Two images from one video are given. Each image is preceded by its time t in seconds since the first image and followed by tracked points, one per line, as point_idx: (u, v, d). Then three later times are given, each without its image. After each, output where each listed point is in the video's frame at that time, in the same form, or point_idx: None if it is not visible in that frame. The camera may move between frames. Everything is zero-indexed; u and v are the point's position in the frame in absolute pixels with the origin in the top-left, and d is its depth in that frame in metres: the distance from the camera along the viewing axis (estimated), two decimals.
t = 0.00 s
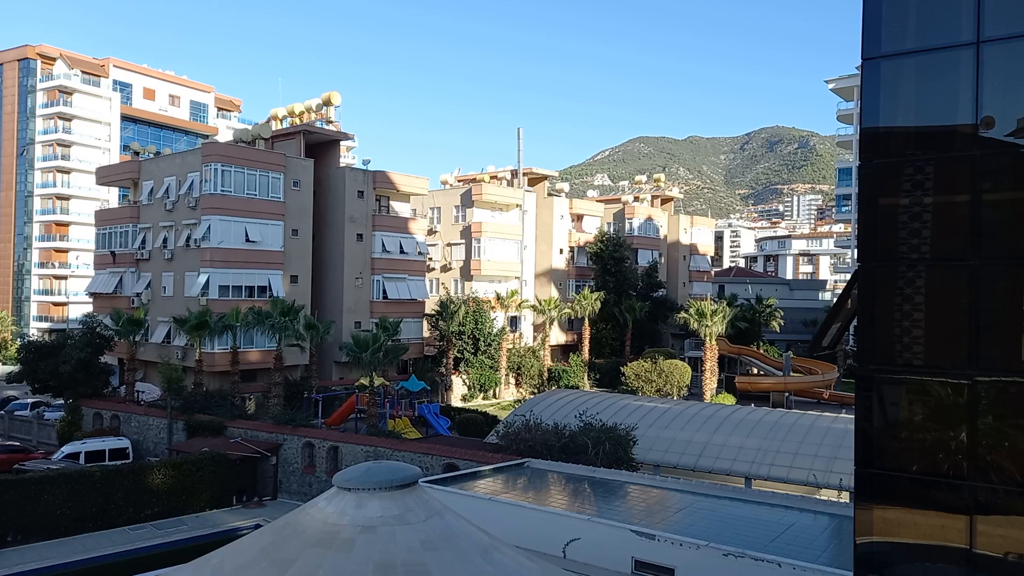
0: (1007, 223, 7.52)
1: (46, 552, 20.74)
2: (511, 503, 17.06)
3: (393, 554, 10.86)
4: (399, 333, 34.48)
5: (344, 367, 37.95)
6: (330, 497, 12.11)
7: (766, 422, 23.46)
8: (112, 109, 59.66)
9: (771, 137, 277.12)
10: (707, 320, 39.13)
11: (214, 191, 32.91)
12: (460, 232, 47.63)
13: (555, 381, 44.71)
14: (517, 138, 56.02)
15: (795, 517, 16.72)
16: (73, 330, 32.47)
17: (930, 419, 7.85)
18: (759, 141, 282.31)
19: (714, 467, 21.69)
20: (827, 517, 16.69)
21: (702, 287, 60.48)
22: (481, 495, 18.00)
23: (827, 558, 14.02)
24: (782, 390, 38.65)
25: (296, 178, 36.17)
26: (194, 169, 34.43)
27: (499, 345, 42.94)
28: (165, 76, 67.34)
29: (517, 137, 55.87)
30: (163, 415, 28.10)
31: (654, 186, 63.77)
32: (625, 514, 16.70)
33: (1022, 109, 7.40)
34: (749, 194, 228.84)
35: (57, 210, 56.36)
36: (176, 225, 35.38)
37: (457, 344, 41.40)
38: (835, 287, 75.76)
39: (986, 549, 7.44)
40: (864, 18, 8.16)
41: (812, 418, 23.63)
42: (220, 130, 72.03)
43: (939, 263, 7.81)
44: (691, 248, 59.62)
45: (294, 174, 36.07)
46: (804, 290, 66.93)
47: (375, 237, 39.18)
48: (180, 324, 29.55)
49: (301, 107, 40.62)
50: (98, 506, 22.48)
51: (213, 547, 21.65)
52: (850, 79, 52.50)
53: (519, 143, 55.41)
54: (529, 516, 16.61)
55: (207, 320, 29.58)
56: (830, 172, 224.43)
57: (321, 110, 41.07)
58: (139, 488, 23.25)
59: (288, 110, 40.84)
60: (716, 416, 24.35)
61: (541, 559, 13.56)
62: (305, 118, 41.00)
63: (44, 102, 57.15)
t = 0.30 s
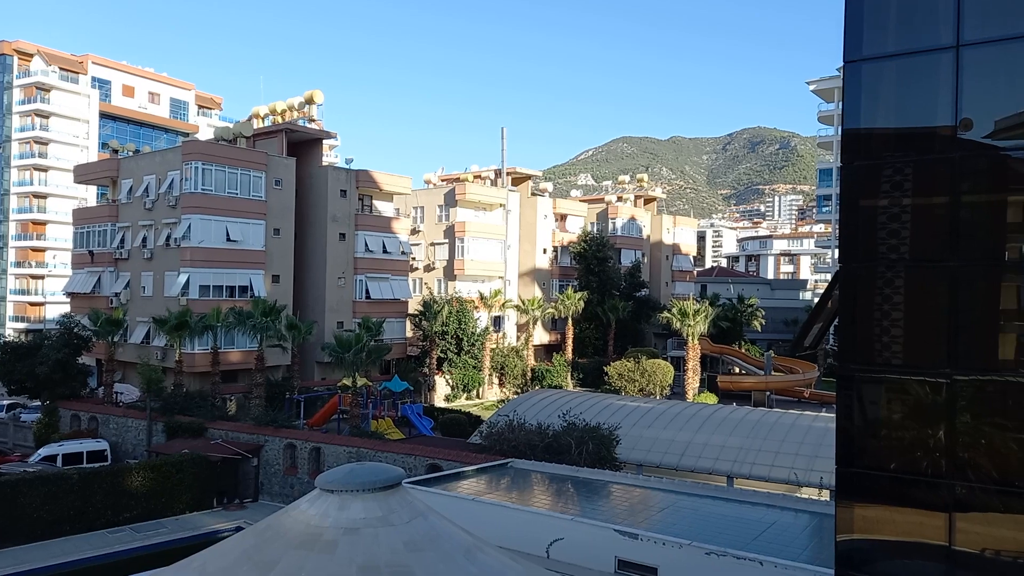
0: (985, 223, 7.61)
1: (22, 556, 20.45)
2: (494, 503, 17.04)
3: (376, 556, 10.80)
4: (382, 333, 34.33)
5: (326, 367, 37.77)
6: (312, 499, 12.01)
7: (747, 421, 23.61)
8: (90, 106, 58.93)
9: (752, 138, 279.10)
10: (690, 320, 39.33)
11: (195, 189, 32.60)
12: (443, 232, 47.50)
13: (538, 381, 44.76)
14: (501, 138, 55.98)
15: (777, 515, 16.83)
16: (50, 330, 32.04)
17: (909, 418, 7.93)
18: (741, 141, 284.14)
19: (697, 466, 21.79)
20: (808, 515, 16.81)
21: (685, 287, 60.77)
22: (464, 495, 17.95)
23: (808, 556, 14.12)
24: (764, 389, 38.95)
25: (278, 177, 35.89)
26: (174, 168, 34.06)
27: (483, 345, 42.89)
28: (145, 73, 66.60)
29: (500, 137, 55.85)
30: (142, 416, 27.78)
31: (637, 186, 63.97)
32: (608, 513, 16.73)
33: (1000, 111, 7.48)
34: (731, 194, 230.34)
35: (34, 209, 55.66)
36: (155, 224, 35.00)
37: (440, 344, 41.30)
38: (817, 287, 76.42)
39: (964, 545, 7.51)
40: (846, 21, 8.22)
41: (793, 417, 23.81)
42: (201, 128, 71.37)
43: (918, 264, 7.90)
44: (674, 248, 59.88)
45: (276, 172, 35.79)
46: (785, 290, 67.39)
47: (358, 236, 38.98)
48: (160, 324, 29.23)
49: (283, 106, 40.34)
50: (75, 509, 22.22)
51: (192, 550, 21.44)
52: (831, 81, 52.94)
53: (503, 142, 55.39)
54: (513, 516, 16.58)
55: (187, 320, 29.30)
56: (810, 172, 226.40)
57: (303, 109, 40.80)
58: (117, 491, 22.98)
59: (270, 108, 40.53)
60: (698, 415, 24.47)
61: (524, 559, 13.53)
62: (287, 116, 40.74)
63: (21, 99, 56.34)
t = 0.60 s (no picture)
0: (966, 224, 7.67)
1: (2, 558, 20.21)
2: (480, 503, 16.99)
3: (362, 558, 10.73)
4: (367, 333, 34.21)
5: (311, 367, 37.57)
6: (297, 500, 11.92)
7: (732, 421, 23.72)
8: (72, 104, 58.33)
9: (737, 139, 280.74)
10: (675, 320, 39.55)
11: (178, 188, 32.33)
12: (429, 231, 47.39)
13: (525, 381, 44.78)
14: (487, 137, 55.93)
15: (761, 514, 16.91)
16: (31, 331, 31.64)
17: (891, 416, 7.98)
18: (726, 143, 285.56)
19: (682, 465, 21.86)
20: (792, 513, 16.89)
21: (670, 287, 61.00)
22: (450, 496, 17.88)
23: (792, 555, 14.18)
24: (748, 388, 39.21)
25: (261, 176, 35.65)
26: (156, 166, 33.75)
27: (469, 345, 42.84)
28: (127, 71, 66.00)
29: (486, 137, 55.80)
30: (124, 417, 27.51)
31: (623, 186, 64.13)
32: (594, 513, 16.73)
33: (980, 113, 7.56)
34: (716, 195, 231.47)
35: (13, 208, 55.01)
36: (137, 223, 34.67)
37: (426, 344, 41.21)
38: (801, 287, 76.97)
39: (946, 543, 7.56)
40: (830, 23, 8.27)
41: (777, 416, 23.96)
42: (184, 127, 70.84)
43: (900, 265, 7.94)
44: (660, 248, 60.10)
45: (259, 171, 35.53)
46: (770, 289, 67.92)
47: (343, 236, 38.79)
48: (142, 324, 28.96)
49: (267, 104, 40.14)
50: (56, 511, 21.98)
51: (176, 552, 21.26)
52: (814, 82, 53.38)
53: (489, 142, 55.35)
54: (498, 516, 16.54)
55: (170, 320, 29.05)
56: (794, 173, 228.12)
57: (287, 107, 40.58)
58: (99, 493, 22.74)
59: (254, 107, 40.30)
60: (683, 414, 24.57)
61: (510, 559, 13.48)
62: (271, 115, 40.53)
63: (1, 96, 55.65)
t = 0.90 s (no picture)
0: (947, 224, 7.75)
1: None
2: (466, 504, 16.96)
3: (347, 559, 10.67)
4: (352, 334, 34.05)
5: (295, 368, 37.36)
6: (281, 502, 11.84)
7: (717, 421, 23.85)
8: (52, 102, 57.44)
9: (720, 140, 282.43)
10: (660, 320, 39.73)
11: (160, 188, 32.04)
12: (414, 231, 47.27)
13: (510, 381, 44.80)
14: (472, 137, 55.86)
15: (746, 513, 17.00)
16: (10, 331, 31.24)
17: (874, 416, 8.03)
18: (710, 144, 287.09)
19: (667, 465, 21.94)
20: (776, 513, 17.00)
21: (655, 287, 61.24)
22: (436, 497, 17.82)
23: (777, 554, 14.27)
24: (733, 388, 39.47)
25: (245, 176, 35.40)
26: (138, 165, 33.43)
27: (455, 345, 42.78)
28: (108, 69, 65.34)
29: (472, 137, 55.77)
30: (106, 419, 27.21)
31: (609, 186, 64.32)
32: (579, 513, 16.75)
33: (961, 116, 7.65)
34: (700, 196, 232.69)
35: None
36: (119, 223, 34.33)
37: (411, 345, 41.10)
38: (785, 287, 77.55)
39: (927, 541, 7.65)
40: (813, 26, 8.31)
41: (761, 416, 24.12)
42: (166, 125, 70.24)
43: (882, 265, 8.00)
44: (645, 248, 60.33)
45: (243, 171, 35.29)
46: (754, 290, 68.39)
47: (328, 236, 38.61)
48: (124, 325, 28.69)
49: (251, 103, 39.88)
50: (37, 514, 21.71)
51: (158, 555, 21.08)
52: (798, 84, 53.80)
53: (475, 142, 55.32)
54: (484, 517, 16.50)
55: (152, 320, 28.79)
56: (777, 174, 229.76)
57: (271, 107, 40.32)
58: (80, 496, 22.48)
59: (238, 106, 40.03)
60: (667, 414, 24.67)
61: (496, 560, 13.46)
62: (255, 114, 40.27)
63: None
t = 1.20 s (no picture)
0: (933, 224, 7.80)
1: None
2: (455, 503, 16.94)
3: (336, 560, 10.62)
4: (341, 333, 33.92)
5: (284, 368, 37.21)
6: (270, 502, 11.79)
7: (706, 419, 23.95)
8: (37, 100, 56.37)
9: (708, 139, 283.43)
10: (649, 319, 39.84)
11: (146, 187, 31.82)
12: (403, 231, 47.15)
13: (500, 381, 44.82)
14: (461, 137, 55.77)
15: (734, 511, 17.07)
16: None
17: (860, 414, 8.07)
18: (698, 144, 287.95)
19: (656, 464, 21.99)
20: (763, 511, 17.09)
21: (645, 286, 61.40)
22: (425, 496, 17.78)
23: (765, 552, 14.35)
24: (721, 387, 39.67)
25: (233, 175, 35.21)
26: (124, 164, 33.19)
27: (444, 345, 42.72)
28: (94, 67, 64.89)
29: (461, 136, 55.70)
30: (92, 419, 27.00)
31: (598, 186, 64.39)
32: (569, 512, 16.77)
33: (947, 117, 7.71)
34: (689, 195, 233.42)
35: None
36: (105, 222, 34.06)
37: (400, 344, 41.03)
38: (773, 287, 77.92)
39: (914, 538, 7.71)
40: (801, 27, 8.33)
41: (749, 415, 24.23)
42: (152, 123, 69.77)
43: (869, 265, 8.05)
44: (634, 248, 60.45)
45: (231, 170, 35.10)
46: (742, 289, 68.64)
47: (316, 235, 38.48)
48: (110, 325, 28.49)
49: (238, 102, 39.69)
50: (22, 515, 21.53)
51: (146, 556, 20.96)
52: (786, 84, 54.06)
53: (463, 142, 55.29)
54: (473, 516, 16.48)
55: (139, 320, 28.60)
56: (765, 174, 230.79)
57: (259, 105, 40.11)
58: (66, 497, 22.29)
59: (225, 104, 39.85)
60: (656, 413, 24.74)
61: (486, 559, 13.45)
62: (242, 113, 40.06)
63: None
